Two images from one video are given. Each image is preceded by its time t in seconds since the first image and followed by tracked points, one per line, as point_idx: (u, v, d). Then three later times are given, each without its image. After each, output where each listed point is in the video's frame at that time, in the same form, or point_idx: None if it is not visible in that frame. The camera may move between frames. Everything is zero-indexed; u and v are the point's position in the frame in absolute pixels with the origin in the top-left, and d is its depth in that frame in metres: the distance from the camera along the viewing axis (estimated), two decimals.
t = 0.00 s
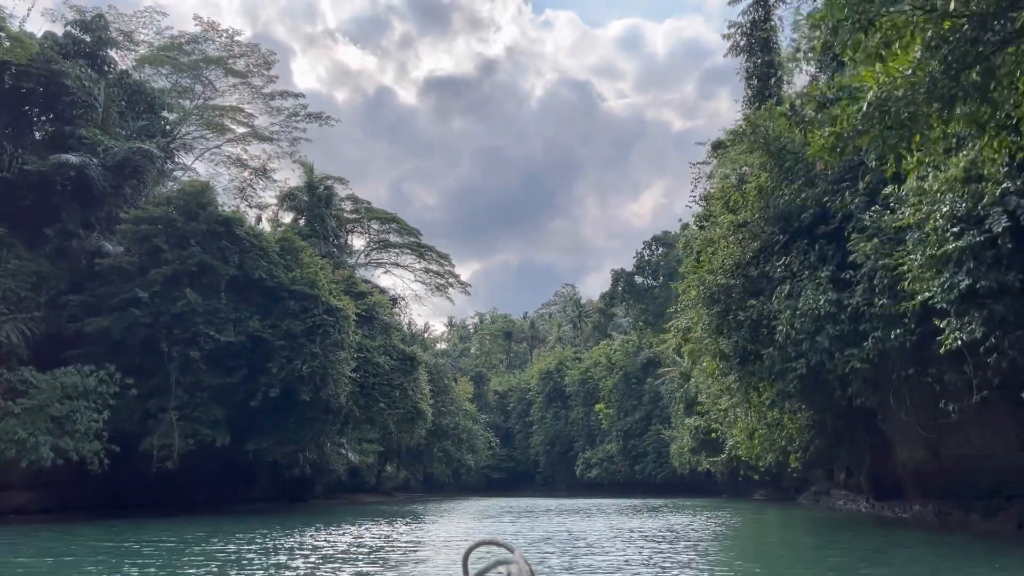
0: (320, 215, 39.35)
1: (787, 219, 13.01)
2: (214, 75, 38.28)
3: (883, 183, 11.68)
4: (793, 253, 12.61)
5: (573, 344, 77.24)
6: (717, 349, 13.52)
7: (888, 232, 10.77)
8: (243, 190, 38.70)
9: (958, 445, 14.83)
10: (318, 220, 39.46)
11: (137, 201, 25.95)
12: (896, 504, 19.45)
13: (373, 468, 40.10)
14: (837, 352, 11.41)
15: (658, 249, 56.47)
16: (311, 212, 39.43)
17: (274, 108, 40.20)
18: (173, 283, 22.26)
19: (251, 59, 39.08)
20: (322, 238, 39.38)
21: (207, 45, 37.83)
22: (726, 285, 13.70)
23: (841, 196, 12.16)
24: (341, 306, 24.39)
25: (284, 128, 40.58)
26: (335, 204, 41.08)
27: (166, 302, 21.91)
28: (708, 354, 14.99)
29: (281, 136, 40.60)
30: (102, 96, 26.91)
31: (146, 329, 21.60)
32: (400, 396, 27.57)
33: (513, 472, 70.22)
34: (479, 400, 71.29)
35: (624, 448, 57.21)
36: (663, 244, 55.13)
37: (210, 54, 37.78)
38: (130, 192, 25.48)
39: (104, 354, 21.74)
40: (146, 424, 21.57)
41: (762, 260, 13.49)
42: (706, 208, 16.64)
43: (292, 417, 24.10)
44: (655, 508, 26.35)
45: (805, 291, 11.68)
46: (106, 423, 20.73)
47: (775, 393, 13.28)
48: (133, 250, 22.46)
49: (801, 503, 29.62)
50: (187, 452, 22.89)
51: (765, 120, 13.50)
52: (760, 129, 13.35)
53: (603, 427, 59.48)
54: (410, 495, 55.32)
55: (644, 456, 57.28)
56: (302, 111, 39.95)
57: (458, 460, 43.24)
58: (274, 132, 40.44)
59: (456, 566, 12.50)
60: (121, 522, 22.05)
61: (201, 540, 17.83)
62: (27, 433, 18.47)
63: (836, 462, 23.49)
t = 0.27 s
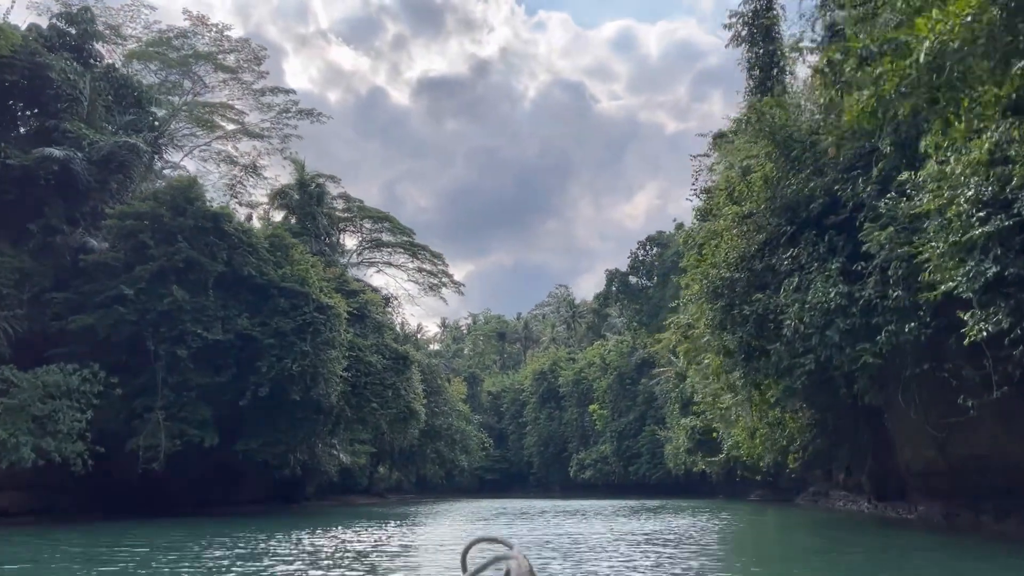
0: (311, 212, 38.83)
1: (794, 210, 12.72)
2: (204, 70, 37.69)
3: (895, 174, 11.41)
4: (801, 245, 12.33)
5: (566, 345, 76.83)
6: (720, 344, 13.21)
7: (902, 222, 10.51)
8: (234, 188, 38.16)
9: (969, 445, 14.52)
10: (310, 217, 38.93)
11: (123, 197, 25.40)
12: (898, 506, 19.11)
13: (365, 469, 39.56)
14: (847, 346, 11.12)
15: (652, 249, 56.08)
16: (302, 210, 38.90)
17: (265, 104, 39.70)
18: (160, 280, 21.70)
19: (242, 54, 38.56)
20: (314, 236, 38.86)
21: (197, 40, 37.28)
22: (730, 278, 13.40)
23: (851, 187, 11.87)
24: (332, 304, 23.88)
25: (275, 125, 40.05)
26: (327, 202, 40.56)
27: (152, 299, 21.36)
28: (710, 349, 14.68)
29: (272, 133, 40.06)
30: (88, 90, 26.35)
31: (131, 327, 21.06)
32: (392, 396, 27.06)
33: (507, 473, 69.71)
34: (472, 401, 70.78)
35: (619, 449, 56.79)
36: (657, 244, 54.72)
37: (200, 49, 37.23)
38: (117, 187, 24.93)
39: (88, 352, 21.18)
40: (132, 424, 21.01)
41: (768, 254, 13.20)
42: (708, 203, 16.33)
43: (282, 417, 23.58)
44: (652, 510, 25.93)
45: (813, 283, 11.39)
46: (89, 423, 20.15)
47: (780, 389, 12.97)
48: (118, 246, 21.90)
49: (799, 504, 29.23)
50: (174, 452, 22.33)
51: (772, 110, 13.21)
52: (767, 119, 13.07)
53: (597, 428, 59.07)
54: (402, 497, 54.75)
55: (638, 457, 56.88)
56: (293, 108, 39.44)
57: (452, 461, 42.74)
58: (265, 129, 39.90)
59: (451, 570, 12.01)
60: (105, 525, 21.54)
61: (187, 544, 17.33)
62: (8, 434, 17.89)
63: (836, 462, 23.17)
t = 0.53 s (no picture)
0: (303, 209, 38.30)
1: (802, 198, 12.37)
2: (194, 65, 37.12)
3: (910, 159, 11.04)
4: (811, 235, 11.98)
5: (561, 344, 76.42)
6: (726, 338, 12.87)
7: (920, 209, 10.15)
8: (223, 183, 37.56)
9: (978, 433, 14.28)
10: (301, 214, 38.37)
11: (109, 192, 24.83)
12: (903, 504, 18.74)
13: (358, 469, 39.04)
14: (861, 339, 10.79)
15: (647, 248, 55.68)
16: (294, 207, 38.35)
17: (255, 99, 39.15)
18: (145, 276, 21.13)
19: (232, 49, 38.03)
20: (305, 233, 38.33)
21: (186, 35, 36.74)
22: (736, 270, 13.07)
23: (864, 173, 11.51)
24: (324, 300, 23.39)
25: (265, 121, 39.50)
26: (318, 199, 40.02)
27: (138, 295, 20.79)
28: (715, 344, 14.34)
29: (263, 128, 39.51)
30: (74, 82, 25.78)
31: (117, 324, 20.51)
32: (385, 395, 26.53)
33: (501, 473, 69.23)
34: (465, 401, 70.23)
35: (613, 449, 56.40)
36: (652, 242, 54.32)
37: (189, 44, 36.68)
38: (102, 181, 24.35)
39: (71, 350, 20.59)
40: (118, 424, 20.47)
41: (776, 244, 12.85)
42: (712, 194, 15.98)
43: (272, 416, 23.03)
44: (649, 510, 25.51)
45: (825, 273, 11.04)
46: (72, 422, 19.55)
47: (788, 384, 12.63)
48: (103, 242, 21.33)
49: (799, 503, 28.81)
50: (160, 453, 21.77)
51: (779, 96, 12.86)
52: (775, 105, 12.72)
53: (592, 427, 58.66)
54: (395, 498, 54.26)
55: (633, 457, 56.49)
56: (284, 103, 38.91)
57: (445, 461, 42.24)
58: (256, 125, 39.34)
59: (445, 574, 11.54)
60: (91, 527, 21.02)
61: (174, 546, 16.83)
62: None
63: (838, 460, 22.88)
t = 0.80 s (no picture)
0: (294, 205, 37.77)
1: (812, 183, 12.06)
2: (183, 58, 36.54)
3: (925, 142, 10.71)
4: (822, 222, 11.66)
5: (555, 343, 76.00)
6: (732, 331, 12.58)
7: (939, 192, 9.81)
8: (213, 179, 36.97)
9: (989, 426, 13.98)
10: (292, 210, 37.84)
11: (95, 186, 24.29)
12: (909, 502, 18.38)
13: (351, 469, 38.54)
14: (875, 330, 10.48)
15: (642, 245, 55.32)
16: (285, 202, 37.82)
17: (246, 94, 38.61)
18: (132, 271, 20.60)
19: (222, 42, 37.47)
20: (297, 229, 37.81)
21: (175, 28, 36.17)
22: (743, 261, 12.77)
23: (877, 157, 11.17)
24: (315, 296, 22.91)
25: (256, 115, 38.95)
26: (310, 195, 39.50)
27: (124, 291, 20.26)
28: (720, 337, 14.04)
29: (254, 123, 38.95)
30: (58, 74, 25.22)
31: (102, 319, 19.97)
32: (378, 392, 26.05)
33: (495, 472, 68.78)
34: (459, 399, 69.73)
35: (608, 447, 56.01)
36: (647, 239, 53.94)
37: (178, 37, 36.10)
38: (88, 175, 23.81)
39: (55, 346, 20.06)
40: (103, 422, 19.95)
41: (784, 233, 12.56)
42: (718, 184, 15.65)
43: (262, 414, 22.54)
44: (647, 509, 25.11)
45: (837, 261, 10.73)
46: (55, 421, 19.01)
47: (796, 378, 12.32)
48: (88, 236, 20.80)
49: (797, 502, 28.44)
50: (148, 452, 21.25)
51: (787, 79, 12.53)
52: (784, 89, 12.40)
53: (587, 426, 58.26)
54: (389, 497, 53.75)
55: (628, 455, 56.11)
56: (276, 97, 38.37)
57: (439, 460, 41.76)
58: (247, 119, 38.78)
59: None
60: (79, 529, 20.50)
61: (161, 548, 16.34)
62: None
63: (839, 456, 22.59)
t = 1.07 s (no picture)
0: (286, 200, 37.25)
1: (824, 166, 11.80)
2: (173, 50, 35.94)
3: (945, 121, 10.41)
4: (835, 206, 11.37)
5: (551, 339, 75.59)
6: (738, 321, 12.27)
7: (962, 171, 9.50)
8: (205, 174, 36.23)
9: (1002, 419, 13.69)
10: (284, 205, 37.30)
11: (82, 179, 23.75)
12: (915, 497, 18.10)
13: (345, 466, 38.08)
14: (893, 318, 10.15)
15: (637, 241, 54.91)
16: (277, 197, 37.29)
17: (237, 87, 38.03)
18: (119, 265, 20.09)
19: (212, 35, 36.91)
20: (289, 223, 37.31)
21: (165, 20, 35.60)
22: (751, 248, 12.49)
23: (895, 138, 10.87)
24: (307, 290, 22.45)
25: (248, 109, 38.39)
26: (303, 189, 38.96)
27: (111, 285, 19.75)
28: (724, 329, 13.74)
29: (245, 117, 38.39)
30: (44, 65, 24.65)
31: (88, 314, 19.44)
32: (373, 388, 25.60)
33: (491, 469, 68.36)
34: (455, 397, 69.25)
35: (604, 444, 55.63)
36: (643, 235, 53.51)
37: (168, 29, 35.52)
38: (75, 168, 23.27)
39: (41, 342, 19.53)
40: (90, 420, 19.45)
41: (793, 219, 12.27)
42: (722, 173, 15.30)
43: (254, 411, 22.07)
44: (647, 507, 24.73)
45: (852, 247, 10.43)
46: (40, 419, 18.49)
47: (806, 369, 12.02)
48: (74, 229, 20.28)
49: (798, 498, 28.07)
50: (137, 450, 20.76)
51: (796, 61, 12.30)
52: (792, 69, 12.09)
53: (583, 422, 57.87)
54: (384, 495, 53.26)
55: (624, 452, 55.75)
56: (267, 91, 37.83)
57: (434, 457, 41.31)
58: (238, 113, 38.22)
59: None
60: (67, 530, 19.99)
61: (148, 549, 15.86)
62: None
63: (842, 452, 22.30)
